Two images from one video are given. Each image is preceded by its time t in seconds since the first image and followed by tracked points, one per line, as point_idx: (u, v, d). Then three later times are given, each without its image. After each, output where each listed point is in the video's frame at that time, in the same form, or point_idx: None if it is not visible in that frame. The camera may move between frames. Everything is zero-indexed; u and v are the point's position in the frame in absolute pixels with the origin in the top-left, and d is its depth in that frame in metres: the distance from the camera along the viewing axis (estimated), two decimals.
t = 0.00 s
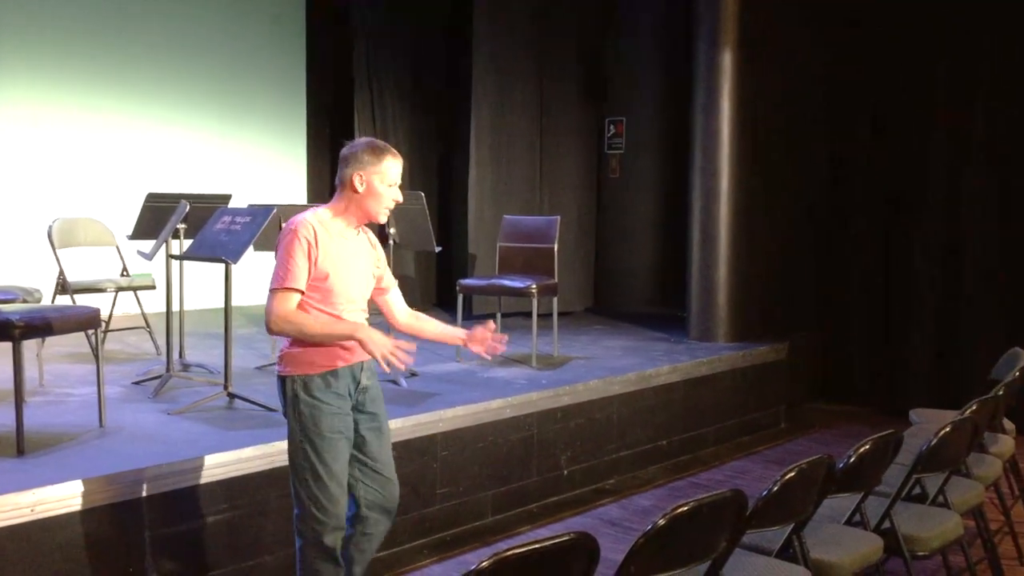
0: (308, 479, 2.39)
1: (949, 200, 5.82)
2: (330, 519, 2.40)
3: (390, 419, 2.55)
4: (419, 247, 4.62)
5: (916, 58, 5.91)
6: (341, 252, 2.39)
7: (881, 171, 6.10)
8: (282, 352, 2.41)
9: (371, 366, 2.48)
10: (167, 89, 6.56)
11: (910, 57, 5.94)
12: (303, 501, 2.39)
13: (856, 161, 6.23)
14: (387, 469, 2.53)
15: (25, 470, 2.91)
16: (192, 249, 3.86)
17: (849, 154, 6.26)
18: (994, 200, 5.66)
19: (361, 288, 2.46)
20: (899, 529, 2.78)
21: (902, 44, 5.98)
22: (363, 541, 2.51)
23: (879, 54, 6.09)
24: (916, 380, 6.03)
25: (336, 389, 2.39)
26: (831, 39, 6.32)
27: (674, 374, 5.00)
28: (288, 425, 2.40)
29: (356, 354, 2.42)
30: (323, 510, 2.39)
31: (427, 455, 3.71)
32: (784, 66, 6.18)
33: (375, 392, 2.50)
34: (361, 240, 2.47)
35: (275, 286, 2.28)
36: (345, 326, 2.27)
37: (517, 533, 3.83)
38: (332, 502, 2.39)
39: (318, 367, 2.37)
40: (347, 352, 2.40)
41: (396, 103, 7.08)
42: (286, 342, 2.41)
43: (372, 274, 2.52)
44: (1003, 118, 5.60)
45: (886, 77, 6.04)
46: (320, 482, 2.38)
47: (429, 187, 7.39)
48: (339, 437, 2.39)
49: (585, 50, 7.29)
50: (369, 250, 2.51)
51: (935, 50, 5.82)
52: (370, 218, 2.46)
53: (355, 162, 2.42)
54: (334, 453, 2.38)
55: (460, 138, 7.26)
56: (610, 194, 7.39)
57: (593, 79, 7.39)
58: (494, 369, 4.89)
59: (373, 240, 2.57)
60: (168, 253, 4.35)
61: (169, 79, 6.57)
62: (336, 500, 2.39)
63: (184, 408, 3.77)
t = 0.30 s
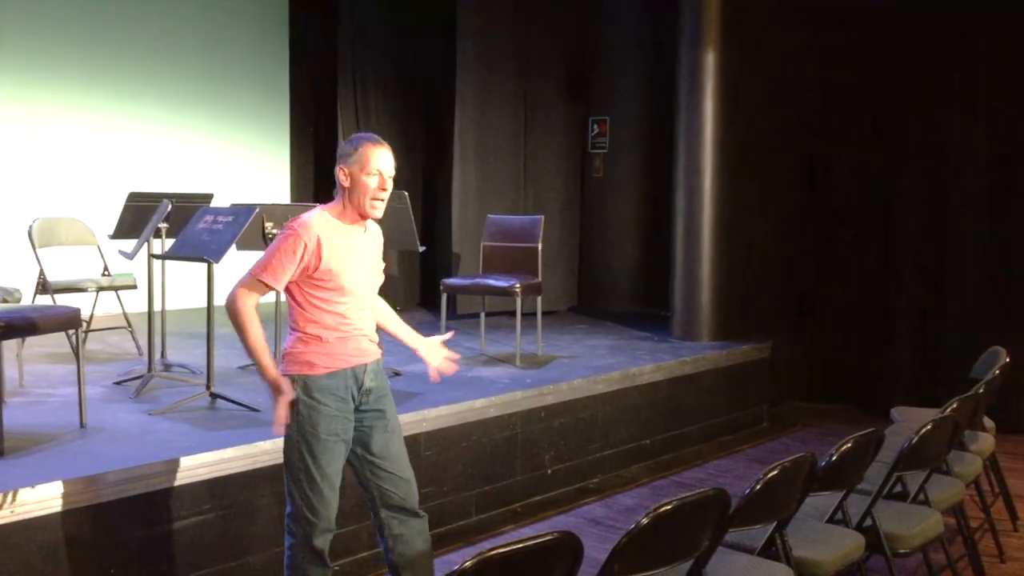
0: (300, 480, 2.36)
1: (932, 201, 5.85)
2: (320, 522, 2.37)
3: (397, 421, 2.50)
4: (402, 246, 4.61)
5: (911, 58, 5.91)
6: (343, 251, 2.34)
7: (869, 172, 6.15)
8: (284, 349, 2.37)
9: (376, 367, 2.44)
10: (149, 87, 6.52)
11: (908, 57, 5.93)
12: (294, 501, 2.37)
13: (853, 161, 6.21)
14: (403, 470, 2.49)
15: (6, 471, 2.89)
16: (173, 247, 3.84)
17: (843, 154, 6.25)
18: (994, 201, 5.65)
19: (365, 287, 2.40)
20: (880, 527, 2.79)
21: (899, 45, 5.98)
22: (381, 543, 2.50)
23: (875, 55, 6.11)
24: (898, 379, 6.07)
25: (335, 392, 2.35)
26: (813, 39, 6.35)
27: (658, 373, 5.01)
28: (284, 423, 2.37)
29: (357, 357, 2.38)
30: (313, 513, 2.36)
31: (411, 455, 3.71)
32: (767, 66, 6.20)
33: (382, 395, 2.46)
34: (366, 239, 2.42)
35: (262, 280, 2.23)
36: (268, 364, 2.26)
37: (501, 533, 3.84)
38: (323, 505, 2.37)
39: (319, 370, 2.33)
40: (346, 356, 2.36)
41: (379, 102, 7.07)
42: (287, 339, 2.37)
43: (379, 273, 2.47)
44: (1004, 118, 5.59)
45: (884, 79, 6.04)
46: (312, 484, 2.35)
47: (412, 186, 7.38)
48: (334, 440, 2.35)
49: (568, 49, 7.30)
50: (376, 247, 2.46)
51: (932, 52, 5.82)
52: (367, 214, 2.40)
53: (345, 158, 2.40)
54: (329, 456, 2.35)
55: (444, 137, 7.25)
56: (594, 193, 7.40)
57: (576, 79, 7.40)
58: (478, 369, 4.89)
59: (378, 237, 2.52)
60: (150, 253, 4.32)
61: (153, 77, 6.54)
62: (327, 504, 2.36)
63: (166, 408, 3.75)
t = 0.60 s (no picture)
0: (308, 480, 2.37)
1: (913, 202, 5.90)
2: (325, 524, 2.38)
3: (412, 432, 2.51)
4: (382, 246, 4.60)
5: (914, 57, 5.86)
6: (361, 256, 2.35)
7: (854, 173, 6.20)
8: (305, 351, 2.38)
9: (394, 373, 2.44)
10: (133, 85, 6.50)
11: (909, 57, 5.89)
12: (301, 501, 2.38)
13: (851, 161, 6.21)
14: (416, 481, 2.50)
15: None
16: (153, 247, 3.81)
17: (842, 153, 6.24)
18: (994, 201, 5.64)
19: (384, 288, 2.41)
20: (862, 526, 2.81)
21: (898, 46, 5.95)
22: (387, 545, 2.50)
23: (874, 56, 6.07)
24: (880, 378, 6.12)
25: (351, 396, 2.36)
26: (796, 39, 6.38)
27: (642, 372, 5.03)
28: (298, 422, 2.39)
29: (375, 362, 2.38)
30: (319, 515, 2.36)
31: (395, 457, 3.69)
32: (752, 66, 6.22)
33: (399, 404, 2.46)
34: (386, 244, 2.43)
35: (274, 281, 2.27)
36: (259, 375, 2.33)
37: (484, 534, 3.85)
38: (329, 507, 2.37)
39: (337, 373, 2.34)
40: (364, 360, 2.36)
41: (362, 103, 7.09)
42: (308, 341, 2.38)
43: (399, 276, 2.48)
44: (1003, 118, 5.57)
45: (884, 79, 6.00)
46: (321, 486, 2.36)
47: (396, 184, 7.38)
48: (346, 444, 2.36)
49: (551, 49, 7.32)
50: (396, 252, 2.47)
51: (932, 52, 5.78)
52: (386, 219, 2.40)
53: (367, 162, 2.40)
54: (339, 459, 2.36)
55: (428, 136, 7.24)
56: (578, 193, 7.41)
57: (559, 79, 7.41)
58: (462, 369, 4.89)
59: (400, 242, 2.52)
60: (131, 252, 4.29)
61: (136, 76, 6.51)
62: (333, 507, 2.37)
63: (147, 409, 3.73)
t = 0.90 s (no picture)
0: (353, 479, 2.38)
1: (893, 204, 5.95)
2: (371, 522, 2.38)
3: (442, 429, 2.54)
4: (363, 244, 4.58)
5: (915, 57, 5.80)
6: (394, 257, 2.35)
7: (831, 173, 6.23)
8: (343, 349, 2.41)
9: (432, 372, 2.48)
10: (114, 83, 6.46)
11: (911, 57, 5.82)
12: (346, 501, 2.38)
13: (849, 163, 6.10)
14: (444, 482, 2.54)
15: None
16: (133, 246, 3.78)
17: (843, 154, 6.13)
18: (982, 203, 5.63)
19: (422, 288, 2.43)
20: (842, 525, 2.82)
21: (899, 46, 5.88)
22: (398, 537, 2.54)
23: (875, 56, 5.99)
24: (860, 378, 6.15)
25: (392, 393, 2.38)
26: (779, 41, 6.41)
27: (624, 372, 5.03)
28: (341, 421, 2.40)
29: (413, 357, 2.41)
30: (366, 512, 2.37)
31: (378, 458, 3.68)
32: (735, 66, 6.24)
33: (432, 401, 2.50)
34: (418, 240, 2.43)
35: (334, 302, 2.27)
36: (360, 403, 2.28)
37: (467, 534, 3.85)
38: (375, 505, 2.38)
39: (377, 370, 2.37)
40: (403, 357, 2.39)
41: (345, 102, 7.09)
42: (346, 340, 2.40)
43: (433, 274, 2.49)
44: (996, 119, 5.57)
45: (885, 80, 5.92)
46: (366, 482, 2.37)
47: (378, 183, 7.38)
48: (389, 441, 2.38)
49: (534, 49, 7.32)
50: (427, 246, 2.47)
51: (932, 52, 5.74)
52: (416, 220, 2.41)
53: (395, 163, 2.40)
54: (383, 456, 2.37)
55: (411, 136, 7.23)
56: (562, 193, 7.41)
57: (542, 79, 7.41)
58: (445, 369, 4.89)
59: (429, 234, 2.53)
60: (111, 252, 4.27)
61: (118, 73, 6.48)
62: (379, 505, 2.37)
63: (128, 410, 3.71)
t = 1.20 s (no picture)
0: (392, 474, 2.37)
1: (867, 204, 5.99)
2: (422, 509, 2.38)
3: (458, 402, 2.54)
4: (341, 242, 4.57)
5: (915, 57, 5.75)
6: (407, 249, 2.34)
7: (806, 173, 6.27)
8: (351, 346, 2.40)
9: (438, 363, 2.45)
10: (92, 81, 6.41)
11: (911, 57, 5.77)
12: (392, 500, 2.38)
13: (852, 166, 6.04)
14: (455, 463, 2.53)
15: None
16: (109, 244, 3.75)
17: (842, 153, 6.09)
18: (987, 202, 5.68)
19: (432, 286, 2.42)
20: (819, 521, 2.84)
21: (899, 46, 5.82)
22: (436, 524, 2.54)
23: (875, 56, 5.92)
24: (837, 375, 6.19)
25: (405, 382, 2.36)
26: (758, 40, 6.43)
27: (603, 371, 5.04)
28: (362, 425, 2.39)
29: (419, 352, 2.37)
30: (415, 503, 2.37)
31: (357, 457, 3.66)
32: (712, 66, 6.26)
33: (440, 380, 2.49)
34: (426, 236, 2.43)
35: (394, 291, 2.27)
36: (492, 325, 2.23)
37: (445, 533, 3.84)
38: (420, 493, 2.38)
39: (383, 364, 2.34)
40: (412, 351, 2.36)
41: (323, 100, 7.05)
42: (353, 337, 2.39)
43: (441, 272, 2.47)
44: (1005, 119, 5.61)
45: (884, 80, 5.87)
46: (405, 476, 2.37)
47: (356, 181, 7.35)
48: (413, 430, 2.37)
49: (513, 47, 7.32)
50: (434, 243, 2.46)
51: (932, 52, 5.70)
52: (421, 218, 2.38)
53: (404, 161, 2.37)
54: (412, 445, 2.36)
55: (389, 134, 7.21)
56: (540, 191, 7.41)
57: (522, 78, 7.39)
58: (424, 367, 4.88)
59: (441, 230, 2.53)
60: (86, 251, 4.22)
61: (95, 72, 6.43)
62: (424, 491, 2.36)
63: (103, 410, 3.68)
